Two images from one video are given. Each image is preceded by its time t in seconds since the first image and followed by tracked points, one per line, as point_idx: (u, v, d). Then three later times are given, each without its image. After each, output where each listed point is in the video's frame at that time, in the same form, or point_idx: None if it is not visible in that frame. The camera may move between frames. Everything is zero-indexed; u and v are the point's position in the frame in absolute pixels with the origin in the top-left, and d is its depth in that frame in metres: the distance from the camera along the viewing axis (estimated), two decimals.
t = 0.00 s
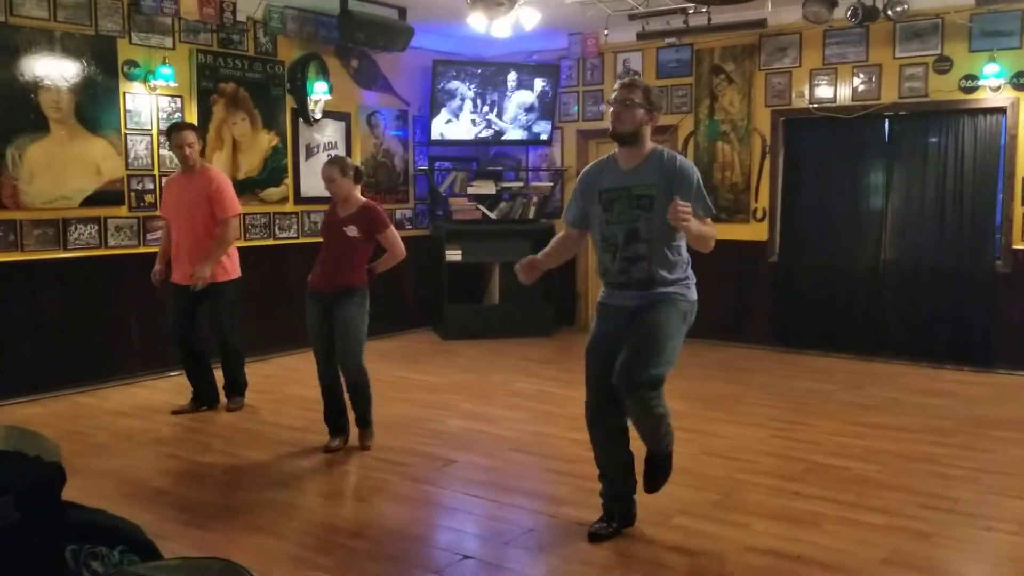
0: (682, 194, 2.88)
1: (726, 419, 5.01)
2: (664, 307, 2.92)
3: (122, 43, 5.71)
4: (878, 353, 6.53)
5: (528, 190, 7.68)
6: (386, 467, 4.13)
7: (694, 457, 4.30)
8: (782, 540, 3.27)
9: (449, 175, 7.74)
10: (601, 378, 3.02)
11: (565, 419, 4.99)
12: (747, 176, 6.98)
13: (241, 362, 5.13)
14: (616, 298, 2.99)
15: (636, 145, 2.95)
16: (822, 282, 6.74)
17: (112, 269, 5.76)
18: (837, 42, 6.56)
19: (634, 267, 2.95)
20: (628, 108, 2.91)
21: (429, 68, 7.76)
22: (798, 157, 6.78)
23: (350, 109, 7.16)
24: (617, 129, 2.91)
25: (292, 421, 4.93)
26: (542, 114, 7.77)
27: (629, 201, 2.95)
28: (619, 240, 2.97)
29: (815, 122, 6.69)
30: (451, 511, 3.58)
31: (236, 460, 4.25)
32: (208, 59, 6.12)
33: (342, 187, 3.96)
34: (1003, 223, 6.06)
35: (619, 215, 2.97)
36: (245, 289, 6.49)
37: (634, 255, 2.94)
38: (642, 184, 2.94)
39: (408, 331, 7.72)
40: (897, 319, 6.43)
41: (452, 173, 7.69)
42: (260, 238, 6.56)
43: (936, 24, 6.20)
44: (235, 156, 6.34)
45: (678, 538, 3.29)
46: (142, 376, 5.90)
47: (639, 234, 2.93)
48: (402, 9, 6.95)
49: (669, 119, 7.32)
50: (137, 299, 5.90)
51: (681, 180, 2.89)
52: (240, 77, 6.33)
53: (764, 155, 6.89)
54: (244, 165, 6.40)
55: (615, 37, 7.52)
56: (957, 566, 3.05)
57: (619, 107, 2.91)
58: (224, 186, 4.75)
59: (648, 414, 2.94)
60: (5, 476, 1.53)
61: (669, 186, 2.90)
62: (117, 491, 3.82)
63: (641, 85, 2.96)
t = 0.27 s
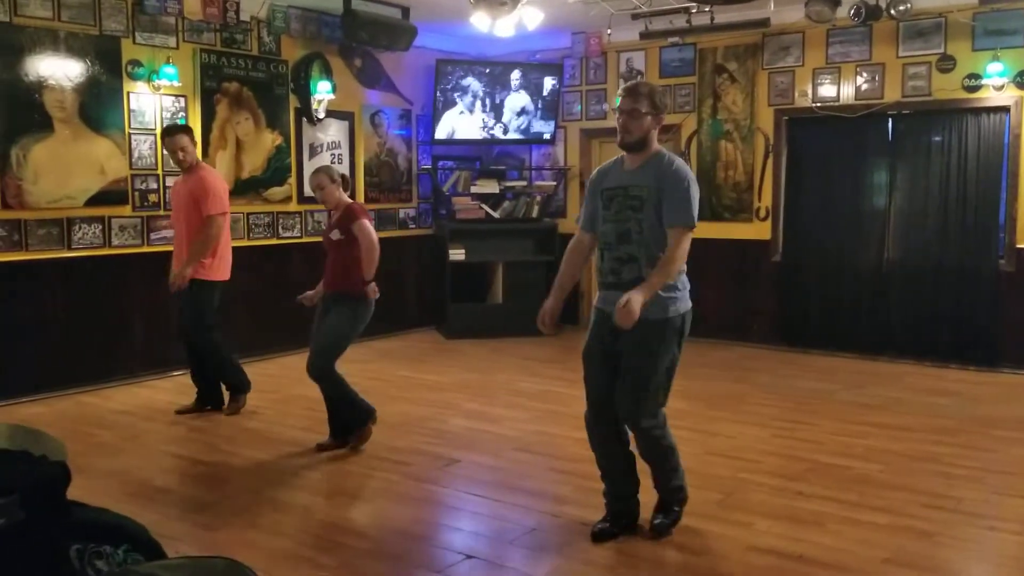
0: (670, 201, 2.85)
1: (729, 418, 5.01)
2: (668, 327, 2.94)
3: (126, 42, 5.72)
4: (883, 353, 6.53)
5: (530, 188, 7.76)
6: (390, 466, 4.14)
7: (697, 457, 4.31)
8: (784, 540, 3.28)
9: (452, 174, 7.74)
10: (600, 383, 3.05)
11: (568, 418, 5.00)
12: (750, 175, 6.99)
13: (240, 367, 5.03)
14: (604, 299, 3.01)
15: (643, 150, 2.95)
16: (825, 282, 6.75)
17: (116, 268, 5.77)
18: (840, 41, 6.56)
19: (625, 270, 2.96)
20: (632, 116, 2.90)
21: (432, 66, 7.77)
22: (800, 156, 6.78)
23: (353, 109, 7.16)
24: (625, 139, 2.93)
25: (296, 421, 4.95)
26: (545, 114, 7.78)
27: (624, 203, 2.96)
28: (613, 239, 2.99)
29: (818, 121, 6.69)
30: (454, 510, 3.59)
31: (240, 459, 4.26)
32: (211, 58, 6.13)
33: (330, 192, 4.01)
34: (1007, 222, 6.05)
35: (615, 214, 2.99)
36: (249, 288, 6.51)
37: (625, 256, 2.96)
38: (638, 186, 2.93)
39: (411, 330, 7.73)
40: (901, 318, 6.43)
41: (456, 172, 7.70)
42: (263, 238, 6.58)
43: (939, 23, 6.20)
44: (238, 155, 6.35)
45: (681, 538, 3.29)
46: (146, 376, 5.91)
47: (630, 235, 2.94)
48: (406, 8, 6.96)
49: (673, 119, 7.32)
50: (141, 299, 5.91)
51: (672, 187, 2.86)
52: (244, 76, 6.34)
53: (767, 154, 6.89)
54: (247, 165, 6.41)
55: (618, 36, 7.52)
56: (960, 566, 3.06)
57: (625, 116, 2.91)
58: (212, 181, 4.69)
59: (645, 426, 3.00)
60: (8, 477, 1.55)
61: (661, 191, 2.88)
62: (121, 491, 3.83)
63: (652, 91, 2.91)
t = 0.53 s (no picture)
0: (678, 197, 2.77)
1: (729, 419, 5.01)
2: (686, 319, 2.88)
3: (125, 44, 5.74)
4: (883, 354, 6.53)
5: (528, 190, 7.72)
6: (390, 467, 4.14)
7: (697, 457, 4.31)
8: (784, 540, 3.28)
9: (452, 174, 7.75)
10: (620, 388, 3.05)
11: (568, 419, 5.00)
12: (749, 176, 6.99)
13: (246, 383, 4.89)
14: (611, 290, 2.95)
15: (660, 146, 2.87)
16: (824, 282, 6.74)
17: (117, 270, 5.78)
18: (839, 42, 6.56)
19: (636, 264, 2.89)
20: (651, 112, 2.83)
21: (431, 67, 7.78)
22: (799, 157, 6.79)
23: (352, 110, 7.17)
24: (645, 135, 2.86)
25: (296, 421, 4.95)
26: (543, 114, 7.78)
27: (636, 195, 2.88)
28: (623, 231, 2.92)
29: (816, 122, 6.69)
30: (454, 511, 3.60)
31: (240, 460, 4.27)
32: (210, 60, 6.14)
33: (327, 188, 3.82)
34: (1007, 222, 6.05)
35: (626, 205, 2.92)
36: (249, 289, 6.52)
37: (634, 249, 2.89)
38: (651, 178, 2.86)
39: (411, 331, 7.74)
40: (901, 318, 6.42)
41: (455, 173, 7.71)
42: (263, 239, 6.59)
43: (938, 23, 6.20)
44: (238, 157, 6.36)
45: (681, 538, 3.30)
46: (147, 376, 5.92)
47: (640, 228, 2.87)
48: (405, 10, 6.96)
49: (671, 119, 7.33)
50: (141, 300, 5.92)
51: (682, 182, 2.77)
52: (243, 77, 6.35)
53: (765, 155, 6.89)
54: (247, 166, 6.42)
55: (617, 37, 7.53)
56: (960, 566, 3.06)
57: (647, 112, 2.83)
58: (198, 176, 4.53)
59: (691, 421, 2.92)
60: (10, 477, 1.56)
61: (671, 185, 2.80)
62: (121, 491, 3.84)
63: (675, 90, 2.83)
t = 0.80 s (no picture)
0: (737, 210, 2.75)
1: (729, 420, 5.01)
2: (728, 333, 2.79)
3: (125, 46, 5.73)
4: (883, 355, 6.52)
5: (528, 191, 7.72)
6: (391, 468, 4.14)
7: (697, 458, 4.30)
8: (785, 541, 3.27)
9: (452, 176, 7.75)
10: (650, 392, 2.97)
11: (568, 420, 5.00)
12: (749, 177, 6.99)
13: (251, 387, 4.92)
14: (651, 297, 2.92)
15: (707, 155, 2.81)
16: (824, 283, 6.74)
17: (117, 272, 5.78)
18: (838, 43, 6.56)
19: (680, 275, 2.85)
20: (703, 122, 2.76)
21: (431, 68, 7.78)
22: (798, 157, 6.79)
23: (352, 112, 7.17)
24: (696, 147, 2.81)
25: (296, 423, 4.95)
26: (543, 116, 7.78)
27: (685, 208, 2.85)
28: (669, 242, 2.88)
29: (816, 123, 6.70)
30: (454, 512, 3.59)
31: (240, 461, 4.26)
32: (210, 61, 6.14)
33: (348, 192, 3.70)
34: (1007, 223, 6.05)
35: (675, 216, 2.87)
36: (249, 291, 6.51)
37: (680, 261, 2.85)
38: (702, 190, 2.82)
39: (410, 332, 7.74)
40: (902, 319, 6.42)
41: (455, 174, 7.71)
42: (263, 241, 6.58)
43: (938, 24, 6.19)
44: (238, 158, 6.36)
45: (682, 539, 3.29)
46: (147, 378, 5.92)
47: (690, 240, 2.84)
48: (405, 11, 6.96)
49: (671, 120, 7.33)
50: (141, 302, 5.92)
51: (738, 195, 2.75)
52: (243, 79, 6.35)
53: (765, 155, 6.89)
54: (247, 168, 6.42)
55: (617, 38, 7.53)
56: (960, 566, 3.05)
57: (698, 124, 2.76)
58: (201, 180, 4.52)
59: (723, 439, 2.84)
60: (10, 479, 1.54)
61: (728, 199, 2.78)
62: (121, 492, 3.84)
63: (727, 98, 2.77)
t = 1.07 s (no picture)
0: (776, 211, 2.74)
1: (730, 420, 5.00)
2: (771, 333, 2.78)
3: (125, 46, 5.73)
4: (884, 355, 6.52)
5: (530, 192, 7.79)
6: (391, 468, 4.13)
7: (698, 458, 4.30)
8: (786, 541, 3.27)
9: (452, 176, 7.74)
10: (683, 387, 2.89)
11: (569, 420, 4.99)
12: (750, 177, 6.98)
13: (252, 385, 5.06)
14: (691, 307, 2.88)
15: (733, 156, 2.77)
16: (825, 284, 6.74)
17: (118, 272, 5.77)
18: (839, 43, 6.55)
19: (724, 284, 2.81)
20: (729, 118, 2.74)
21: (432, 69, 7.78)
22: (799, 157, 6.79)
23: (353, 112, 7.17)
24: (723, 144, 2.74)
25: (296, 424, 4.94)
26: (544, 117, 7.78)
27: (717, 215, 2.79)
28: (706, 253, 2.82)
29: (817, 123, 6.70)
30: (455, 512, 3.59)
31: (241, 462, 4.26)
32: (210, 62, 6.13)
33: (369, 195, 3.65)
34: (1007, 223, 6.04)
35: (706, 224, 2.81)
36: (250, 291, 6.51)
37: (722, 270, 2.81)
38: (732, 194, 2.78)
39: (411, 332, 7.73)
40: (904, 320, 6.41)
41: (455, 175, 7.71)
42: (263, 241, 6.58)
43: (939, 24, 6.19)
44: (238, 159, 6.36)
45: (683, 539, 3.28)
46: (147, 378, 5.91)
47: (728, 247, 2.79)
48: (406, 11, 6.96)
49: (672, 121, 7.32)
50: (141, 302, 5.91)
51: (775, 197, 2.74)
52: (243, 80, 6.35)
53: (766, 156, 6.88)
54: (247, 168, 6.42)
55: (618, 39, 7.53)
56: (961, 566, 3.05)
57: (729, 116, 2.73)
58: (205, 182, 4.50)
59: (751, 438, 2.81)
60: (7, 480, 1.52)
61: (764, 202, 2.76)
62: (122, 493, 3.83)
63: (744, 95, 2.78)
